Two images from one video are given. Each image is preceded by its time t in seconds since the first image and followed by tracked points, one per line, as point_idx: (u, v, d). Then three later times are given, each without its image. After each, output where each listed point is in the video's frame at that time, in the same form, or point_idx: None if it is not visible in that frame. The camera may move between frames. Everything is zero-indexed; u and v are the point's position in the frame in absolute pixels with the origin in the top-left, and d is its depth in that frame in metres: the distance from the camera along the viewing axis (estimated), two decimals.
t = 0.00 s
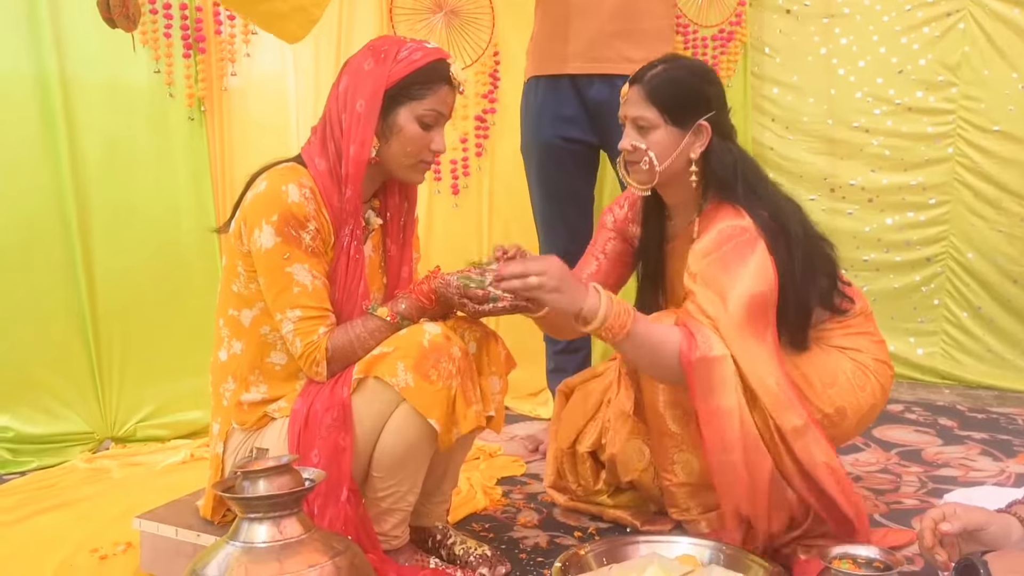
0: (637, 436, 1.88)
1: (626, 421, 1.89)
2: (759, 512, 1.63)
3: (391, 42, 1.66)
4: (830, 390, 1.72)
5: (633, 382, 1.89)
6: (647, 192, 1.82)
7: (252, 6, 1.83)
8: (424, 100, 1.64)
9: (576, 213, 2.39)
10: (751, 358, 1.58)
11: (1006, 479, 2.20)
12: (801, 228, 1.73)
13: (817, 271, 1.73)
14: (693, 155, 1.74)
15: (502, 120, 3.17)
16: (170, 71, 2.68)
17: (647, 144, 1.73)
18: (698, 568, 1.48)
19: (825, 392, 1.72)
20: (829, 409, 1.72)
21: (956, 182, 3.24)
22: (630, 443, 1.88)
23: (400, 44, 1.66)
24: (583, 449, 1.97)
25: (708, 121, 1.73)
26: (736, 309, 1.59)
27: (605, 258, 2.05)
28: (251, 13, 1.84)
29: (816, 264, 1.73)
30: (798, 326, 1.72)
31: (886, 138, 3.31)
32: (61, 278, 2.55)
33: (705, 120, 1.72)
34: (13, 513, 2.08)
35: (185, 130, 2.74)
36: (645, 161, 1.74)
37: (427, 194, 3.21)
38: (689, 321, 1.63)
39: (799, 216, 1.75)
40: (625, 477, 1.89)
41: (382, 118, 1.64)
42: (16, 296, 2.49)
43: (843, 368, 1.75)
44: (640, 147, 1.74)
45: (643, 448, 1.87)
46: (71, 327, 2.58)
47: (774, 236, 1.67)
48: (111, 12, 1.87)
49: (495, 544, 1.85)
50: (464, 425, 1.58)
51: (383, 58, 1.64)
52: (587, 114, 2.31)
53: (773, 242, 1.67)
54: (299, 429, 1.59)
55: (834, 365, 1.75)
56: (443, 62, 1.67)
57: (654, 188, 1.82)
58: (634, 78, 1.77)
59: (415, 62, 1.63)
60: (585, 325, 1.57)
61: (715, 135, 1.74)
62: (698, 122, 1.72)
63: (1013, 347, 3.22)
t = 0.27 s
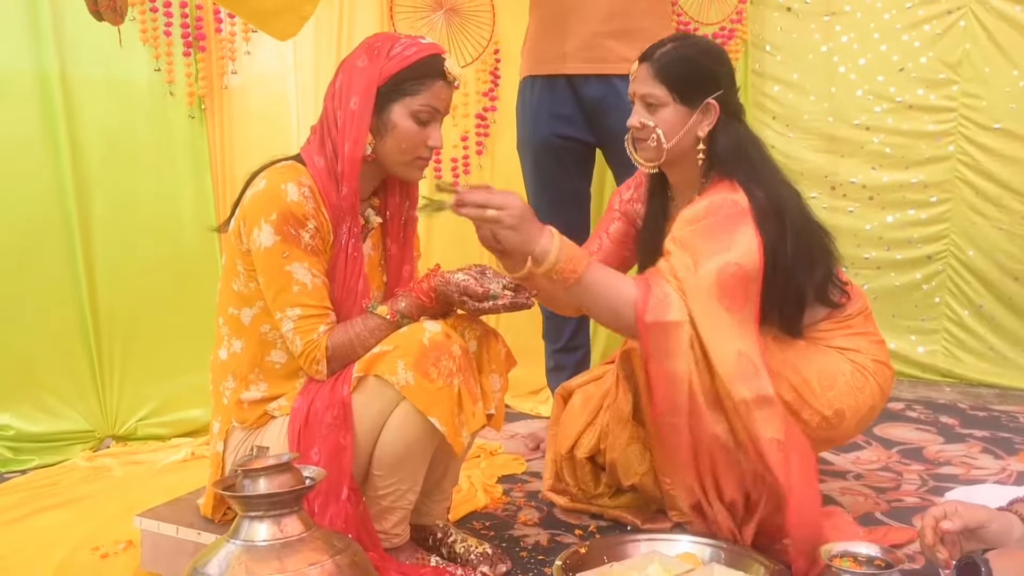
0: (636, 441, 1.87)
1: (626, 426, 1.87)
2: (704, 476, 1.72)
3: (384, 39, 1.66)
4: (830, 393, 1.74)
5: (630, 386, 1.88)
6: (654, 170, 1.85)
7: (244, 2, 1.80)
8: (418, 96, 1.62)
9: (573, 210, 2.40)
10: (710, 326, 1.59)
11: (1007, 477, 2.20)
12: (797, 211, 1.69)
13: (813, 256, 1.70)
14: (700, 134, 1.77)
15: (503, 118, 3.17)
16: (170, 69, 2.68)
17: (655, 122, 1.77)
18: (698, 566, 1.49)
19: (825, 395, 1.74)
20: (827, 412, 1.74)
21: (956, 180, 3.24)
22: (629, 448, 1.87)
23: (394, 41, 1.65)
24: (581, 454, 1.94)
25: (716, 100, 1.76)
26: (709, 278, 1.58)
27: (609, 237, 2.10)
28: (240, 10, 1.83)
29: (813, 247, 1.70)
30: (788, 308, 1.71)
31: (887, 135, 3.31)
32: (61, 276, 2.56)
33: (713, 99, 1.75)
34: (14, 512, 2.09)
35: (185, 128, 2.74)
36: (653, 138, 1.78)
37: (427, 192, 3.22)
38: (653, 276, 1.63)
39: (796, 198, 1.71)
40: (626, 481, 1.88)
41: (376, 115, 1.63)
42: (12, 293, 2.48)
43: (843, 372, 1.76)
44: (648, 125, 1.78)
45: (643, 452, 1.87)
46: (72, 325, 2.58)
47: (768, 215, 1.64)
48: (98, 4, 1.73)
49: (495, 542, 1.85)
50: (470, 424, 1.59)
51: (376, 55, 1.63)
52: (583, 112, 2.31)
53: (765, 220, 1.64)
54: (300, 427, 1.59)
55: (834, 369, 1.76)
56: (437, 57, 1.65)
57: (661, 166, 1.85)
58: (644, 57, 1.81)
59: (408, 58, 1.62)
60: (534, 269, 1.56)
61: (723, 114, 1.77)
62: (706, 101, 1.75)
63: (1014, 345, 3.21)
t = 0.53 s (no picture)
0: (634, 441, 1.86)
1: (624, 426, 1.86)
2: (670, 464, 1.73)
3: (370, 32, 1.66)
4: (828, 395, 1.75)
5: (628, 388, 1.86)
6: (653, 159, 1.86)
7: None
8: (402, 83, 1.62)
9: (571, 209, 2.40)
10: (639, 294, 1.66)
11: (1008, 475, 2.19)
12: (778, 211, 1.69)
13: (788, 258, 1.71)
14: (701, 128, 1.79)
15: (504, 115, 3.17)
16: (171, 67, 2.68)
17: (657, 112, 1.78)
18: (699, 564, 1.49)
19: (822, 396, 1.74)
20: (824, 414, 1.75)
21: (957, 177, 3.23)
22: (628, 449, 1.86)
23: (377, 33, 1.65)
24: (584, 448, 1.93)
25: (719, 94, 1.78)
26: (647, 248, 1.66)
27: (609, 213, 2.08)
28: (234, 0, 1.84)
29: (787, 251, 1.70)
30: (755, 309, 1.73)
31: (888, 133, 3.30)
32: (61, 274, 2.56)
33: (717, 93, 1.77)
34: (15, 510, 2.09)
35: (186, 126, 2.74)
36: (654, 128, 1.79)
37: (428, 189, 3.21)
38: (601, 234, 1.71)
39: (782, 197, 1.72)
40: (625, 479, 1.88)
41: (365, 107, 1.63)
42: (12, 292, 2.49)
43: (840, 376, 1.77)
44: (650, 114, 1.79)
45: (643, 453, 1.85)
46: (72, 323, 2.59)
47: (735, 214, 1.67)
48: None
49: (496, 540, 1.85)
50: (469, 422, 1.58)
51: (361, 49, 1.64)
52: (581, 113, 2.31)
53: (730, 217, 1.67)
54: (301, 425, 1.59)
55: (830, 372, 1.77)
56: (419, 44, 1.64)
57: (659, 157, 1.86)
58: (650, 47, 1.83)
59: (389, 48, 1.62)
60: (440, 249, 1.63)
61: (724, 109, 1.79)
62: (709, 95, 1.77)
63: (1015, 343, 3.21)
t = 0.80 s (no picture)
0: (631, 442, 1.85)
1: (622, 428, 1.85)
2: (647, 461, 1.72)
3: (360, 32, 1.67)
4: (826, 390, 1.76)
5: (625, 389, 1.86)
6: (650, 153, 1.87)
7: None
8: (397, 78, 1.62)
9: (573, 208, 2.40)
10: (657, 299, 1.65)
11: (1009, 473, 2.19)
12: (782, 206, 1.72)
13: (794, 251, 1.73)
14: (699, 122, 1.79)
15: (505, 115, 3.18)
16: (172, 66, 2.68)
17: (655, 106, 1.79)
18: (699, 564, 1.49)
19: (821, 393, 1.75)
20: (824, 410, 1.75)
21: (958, 176, 3.23)
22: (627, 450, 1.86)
23: (370, 31, 1.66)
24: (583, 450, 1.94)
25: (716, 88, 1.78)
26: (665, 250, 1.65)
27: (605, 200, 2.07)
28: None
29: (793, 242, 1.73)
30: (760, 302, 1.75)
31: (888, 132, 3.30)
32: (62, 273, 2.56)
33: (714, 87, 1.77)
34: (17, 509, 2.09)
35: (187, 125, 2.75)
36: (651, 122, 1.80)
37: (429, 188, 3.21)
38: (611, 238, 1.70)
39: (787, 193, 1.75)
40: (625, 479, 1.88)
41: (361, 105, 1.64)
42: (12, 292, 2.49)
43: (839, 372, 1.78)
44: (648, 108, 1.79)
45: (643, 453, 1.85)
46: (73, 323, 2.59)
47: (740, 207, 1.69)
48: None
49: (496, 539, 1.85)
50: (472, 421, 1.58)
51: (353, 48, 1.64)
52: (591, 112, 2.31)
53: (737, 212, 1.69)
54: (302, 425, 1.59)
55: (829, 368, 1.77)
56: (411, 40, 1.65)
57: (656, 150, 1.87)
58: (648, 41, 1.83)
59: (381, 44, 1.63)
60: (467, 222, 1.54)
61: (722, 103, 1.79)
62: (706, 89, 1.77)
63: (1016, 341, 3.20)
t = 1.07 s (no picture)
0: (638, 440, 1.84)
1: (628, 427, 1.84)
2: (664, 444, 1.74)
3: (360, 32, 1.66)
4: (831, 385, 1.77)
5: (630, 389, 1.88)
6: (656, 145, 1.87)
7: None
8: (397, 78, 1.62)
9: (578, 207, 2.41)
10: (676, 278, 1.67)
11: (1009, 472, 2.19)
12: (792, 196, 1.77)
13: (805, 240, 1.77)
14: (704, 112, 1.79)
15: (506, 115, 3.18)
16: (172, 66, 2.68)
17: (660, 98, 1.78)
18: (700, 563, 1.49)
19: (824, 388, 1.76)
20: (828, 406, 1.76)
21: (958, 176, 3.23)
22: (633, 450, 1.84)
23: (368, 31, 1.66)
24: (586, 459, 1.91)
25: (721, 80, 1.79)
26: (685, 229, 1.67)
27: (605, 178, 2.05)
28: None
29: (802, 233, 1.77)
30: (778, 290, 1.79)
31: (888, 132, 3.30)
32: (63, 273, 2.56)
33: (719, 78, 1.78)
34: (17, 508, 2.10)
35: (187, 125, 2.75)
36: (657, 114, 1.79)
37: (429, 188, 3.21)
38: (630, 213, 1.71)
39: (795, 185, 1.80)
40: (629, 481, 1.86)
41: (362, 106, 1.64)
42: (12, 292, 2.49)
43: (841, 367, 1.80)
44: (653, 101, 1.79)
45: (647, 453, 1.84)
46: (74, 322, 2.59)
47: (758, 195, 1.72)
48: None
49: (497, 539, 1.85)
50: (470, 420, 1.58)
51: (353, 48, 1.64)
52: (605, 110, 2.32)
53: (756, 199, 1.72)
54: (302, 425, 1.59)
55: (832, 363, 1.79)
56: (411, 39, 1.64)
57: (661, 143, 1.86)
58: (650, 34, 1.84)
59: (381, 44, 1.63)
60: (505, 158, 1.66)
61: (726, 94, 1.80)
62: (711, 79, 1.78)
63: (1016, 341, 3.20)
